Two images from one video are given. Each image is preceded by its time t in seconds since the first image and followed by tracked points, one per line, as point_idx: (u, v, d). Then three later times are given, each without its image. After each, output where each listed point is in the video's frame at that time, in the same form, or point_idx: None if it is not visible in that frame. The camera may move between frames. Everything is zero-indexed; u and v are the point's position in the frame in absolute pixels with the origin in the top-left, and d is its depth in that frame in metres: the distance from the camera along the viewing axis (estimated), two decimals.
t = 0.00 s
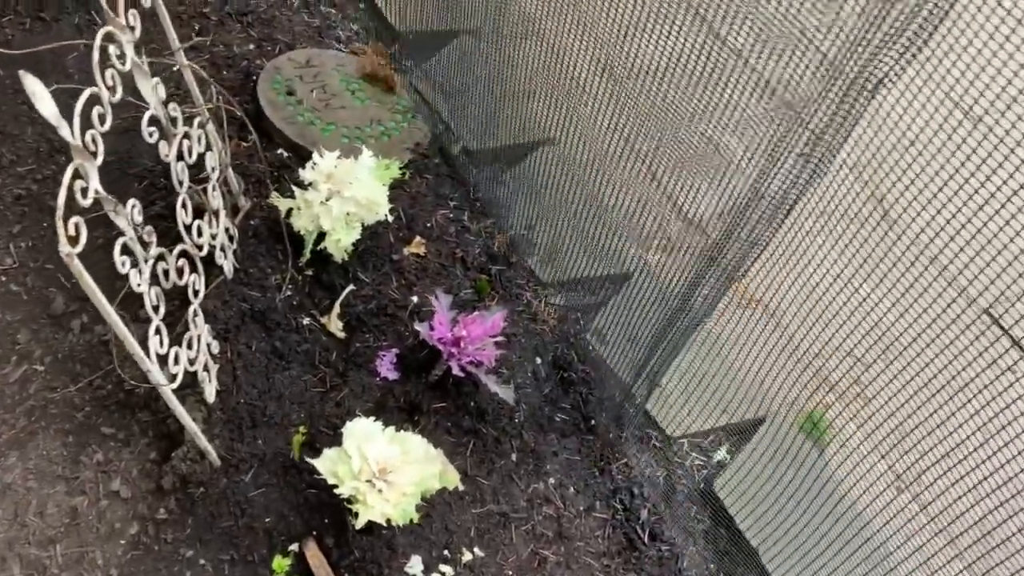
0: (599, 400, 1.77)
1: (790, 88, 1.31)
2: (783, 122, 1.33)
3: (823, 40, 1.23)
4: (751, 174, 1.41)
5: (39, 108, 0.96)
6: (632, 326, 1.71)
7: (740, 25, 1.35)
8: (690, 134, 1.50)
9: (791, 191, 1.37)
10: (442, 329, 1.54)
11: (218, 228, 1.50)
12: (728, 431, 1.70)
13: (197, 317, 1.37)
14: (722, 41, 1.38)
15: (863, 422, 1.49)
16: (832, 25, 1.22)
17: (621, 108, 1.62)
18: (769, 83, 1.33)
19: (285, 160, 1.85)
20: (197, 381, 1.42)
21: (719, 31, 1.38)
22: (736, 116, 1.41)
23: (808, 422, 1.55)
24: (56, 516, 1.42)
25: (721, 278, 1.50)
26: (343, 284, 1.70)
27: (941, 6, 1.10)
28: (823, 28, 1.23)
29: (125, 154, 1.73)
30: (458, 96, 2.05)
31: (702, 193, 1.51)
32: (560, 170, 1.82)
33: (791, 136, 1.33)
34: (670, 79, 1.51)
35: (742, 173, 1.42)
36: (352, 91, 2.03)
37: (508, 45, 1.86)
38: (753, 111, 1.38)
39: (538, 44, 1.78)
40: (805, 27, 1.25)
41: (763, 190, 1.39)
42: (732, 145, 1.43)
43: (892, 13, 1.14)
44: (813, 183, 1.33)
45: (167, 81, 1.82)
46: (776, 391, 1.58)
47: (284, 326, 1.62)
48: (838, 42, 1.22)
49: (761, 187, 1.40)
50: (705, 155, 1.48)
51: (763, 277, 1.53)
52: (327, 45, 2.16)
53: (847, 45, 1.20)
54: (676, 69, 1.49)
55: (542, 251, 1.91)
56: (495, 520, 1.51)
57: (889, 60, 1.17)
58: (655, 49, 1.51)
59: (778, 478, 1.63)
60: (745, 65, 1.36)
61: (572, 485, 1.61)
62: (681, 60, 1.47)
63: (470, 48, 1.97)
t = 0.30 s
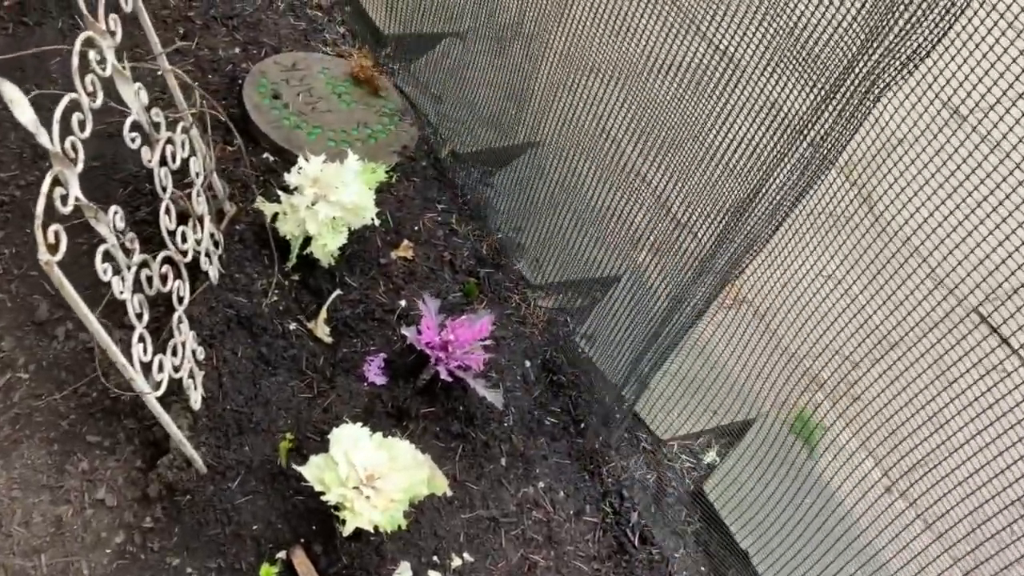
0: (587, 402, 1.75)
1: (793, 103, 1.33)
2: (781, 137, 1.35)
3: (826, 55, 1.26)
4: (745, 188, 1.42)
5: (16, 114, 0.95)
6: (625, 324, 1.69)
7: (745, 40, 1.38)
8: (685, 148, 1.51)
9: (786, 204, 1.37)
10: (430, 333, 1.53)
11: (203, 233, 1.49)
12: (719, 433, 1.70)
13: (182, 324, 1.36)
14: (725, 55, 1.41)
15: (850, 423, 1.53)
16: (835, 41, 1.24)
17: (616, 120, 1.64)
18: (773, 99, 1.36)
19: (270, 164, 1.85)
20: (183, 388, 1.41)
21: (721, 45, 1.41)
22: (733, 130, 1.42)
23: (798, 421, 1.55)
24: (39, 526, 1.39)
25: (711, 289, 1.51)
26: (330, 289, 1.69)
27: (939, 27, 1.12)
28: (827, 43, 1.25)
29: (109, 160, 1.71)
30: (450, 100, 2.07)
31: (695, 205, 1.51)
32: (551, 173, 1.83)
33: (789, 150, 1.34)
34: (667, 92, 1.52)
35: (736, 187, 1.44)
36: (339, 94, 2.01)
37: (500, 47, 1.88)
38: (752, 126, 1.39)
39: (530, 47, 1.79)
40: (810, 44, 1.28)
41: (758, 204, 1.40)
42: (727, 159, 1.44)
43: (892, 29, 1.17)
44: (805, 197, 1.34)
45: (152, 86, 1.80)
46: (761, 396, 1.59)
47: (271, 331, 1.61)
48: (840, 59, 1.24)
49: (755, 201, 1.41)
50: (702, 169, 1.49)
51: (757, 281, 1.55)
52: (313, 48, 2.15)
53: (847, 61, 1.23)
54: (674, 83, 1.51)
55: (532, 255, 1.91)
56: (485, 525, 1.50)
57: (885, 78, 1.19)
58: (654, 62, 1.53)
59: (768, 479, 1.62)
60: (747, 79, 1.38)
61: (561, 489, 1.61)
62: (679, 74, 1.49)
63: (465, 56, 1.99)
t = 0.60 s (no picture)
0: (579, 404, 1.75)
1: (786, 101, 1.33)
2: (777, 135, 1.35)
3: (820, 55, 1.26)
4: (741, 187, 1.41)
5: (2, 118, 0.95)
6: (615, 328, 1.69)
7: (736, 41, 1.37)
8: (683, 149, 1.51)
9: (782, 202, 1.36)
10: (421, 336, 1.53)
11: (192, 238, 1.48)
12: (711, 435, 1.70)
13: (172, 329, 1.35)
14: (717, 57, 1.41)
15: (843, 426, 1.51)
16: (828, 38, 1.24)
17: (612, 119, 1.64)
18: (766, 100, 1.35)
19: (261, 167, 1.84)
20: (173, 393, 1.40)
21: (713, 46, 1.41)
22: (729, 132, 1.42)
23: (790, 423, 1.55)
24: (29, 532, 1.38)
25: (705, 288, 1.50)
26: (321, 292, 1.69)
27: (939, 19, 1.12)
28: (820, 41, 1.26)
29: (99, 164, 1.70)
30: (442, 101, 2.07)
31: (693, 206, 1.51)
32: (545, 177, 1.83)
33: (785, 149, 1.34)
34: (664, 92, 1.52)
35: (732, 186, 1.43)
36: (330, 96, 2.01)
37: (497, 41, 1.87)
38: (748, 126, 1.39)
39: (523, 47, 1.79)
40: (801, 43, 1.29)
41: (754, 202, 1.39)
42: (725, 159, 1.44)
43: (886, 21, 1.17)
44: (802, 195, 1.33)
45: (142, 89, 1.80)
46: (754, 396, 1.59)
47: (262, 335, 1.60)
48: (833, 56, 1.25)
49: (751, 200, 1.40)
50: (700, 167, 1.49)
51: (749, 282, 1.52)
52: (303, 51, 2.15)
53: (844, 57, 1.23)
54: (670, 83, 1.51)
55: (521, 257, 1.91)
56: (477, 528, 1.50)
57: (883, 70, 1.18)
58: (648, 63, 1.53)
59: (759, 480, 1.62)
60: (740, 82, 1.38)
61: (554, 492, 1.61)
62: (675, 74, 1.49)
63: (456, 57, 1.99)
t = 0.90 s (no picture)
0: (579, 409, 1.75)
1: (790, 115, 1.37)
2: (781, 148, 1.39)
3: (823, 71, 1.31)
4: (744, 197, 1.45)
5: (4, 129, 0.95)
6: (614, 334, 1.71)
7: (746, 61, 1.43)
8: (690, 163, 1.56)
9: (784, 210, 1.41)
10: (420, 342, 1.54)
11: (192, 244, 1.49)
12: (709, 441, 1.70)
13: (171, 335, 1.36)
14: (728, 75, 1.47)
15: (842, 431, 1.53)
16: (832, 55, 1.29)
17: (625, 128, 1.69)
18: (773, 115, 1.40)
19: (261, 173, 1.85)
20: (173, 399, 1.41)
21: (725, 65, 1.47)
22: (737, 147, 1.47)
23: (788, 426, 1.58)
24: (30, 538, 1.38)
25: (704, 294, 1.53)
26: (320, 298, 1.70)
27: (938, 35, 1.17)
28: (824, 58, 1.31)
29: (99, 171, 1.71)
30: (444, 108, 2.09)
31: (696, 218, 1.55)
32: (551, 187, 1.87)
33: (787, 161, 1.38)
34: (677, 109, 1.58)
35: (735, 198, 1.47)
36: (329, 103, 2.02)
37: (504, 50, 1.91)
38: (756, 137, 1.43)
39: (534, 58, 1.85)
40: (807, 59, 1.34)
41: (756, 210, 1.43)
42: (730, 173, 1.48)
43: (885, 37, 1.23)
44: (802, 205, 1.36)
45: (142, 97, 1.81)
46: (752, 400, 1.62)
47: (261, 342, 1.60)
48: (836, 71, 1.30)
49: (753, 209, 1.44)
50: (705, 176, 1.53)
51: (751, 288, 1.56)
52: (304, 58, 2.16)
53: (849, 72, 1.28)
54: (683, 99, 1.57)
55: (521, 263, 1.92)
56: (476, 533, 1.50)
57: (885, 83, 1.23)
58: (663, 81, 1.60)
59: (755, 484, 1.63)
60: (750, 98, 1.44)
61: (553, 497, 1.61)
62: (689, 91, 1.55)
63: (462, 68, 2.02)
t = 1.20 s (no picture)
0: (590, 413, 1.76)
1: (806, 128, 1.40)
2: (796, 161, 1.41)
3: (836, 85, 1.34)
4: (758, 209, 1.46)
5: (32, 133, 0.96)
6: (627, 341, 1.72)
7: (763, 75, 1.47)
8: (705, 175, 1.58)
9: (796, 224, 1.38)
10: (433, 345, 1.55)
11: (210, 248, 1.50)
12: (720, 445, 1.71)
13: (189, 336, 1.38)
14: (744, 88, 1.50)
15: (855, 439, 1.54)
16: (845, 68, 1.32)
17: (639, 138, 1.72)
18: (790, 123, 1.41)
19: (277, 178, 1.87)
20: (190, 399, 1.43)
21: (741, 77, 1.51)
22: (754, 161, 1.49)
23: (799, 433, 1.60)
24: (47, 535, 1.37)
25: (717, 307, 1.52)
26: (335, 302, 1.72)
27: (955, 38, 1.18)
28: (836, 71, 1.34)
29: (117, 174, 1.73)
30: (458, 115, 2.11)
31: (713, 228, 1.56)
32: (563, 196, 1.89)
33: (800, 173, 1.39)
34: (692, 120, 1.61)
35: (751, 210, 1.49)
36: (344, 109, 2.04)
37: (524, 59, 1.95)
38: (776, 146, 1.45)
39: (551, 68, 1.89)
40: (821, 73, 1.37)
41: (767, 221, 1.42)
42: (747, 186, 1.50)
43: (904, 42, 1.24)
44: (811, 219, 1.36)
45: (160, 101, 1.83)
46: (763, 405, 1.64)
47: (277, 344, 1.62)
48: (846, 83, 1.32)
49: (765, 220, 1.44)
50: (723, 184, 1.55)
51: (767, 298, 1.56)
52: (319, 63, 2.18)
53: (859, 82, 1.30)
54: (699, 111, 1.59)
55: (531, 267, 1.93)
56: (488, 535, 1.52)
57: (892, 90, 1.24)
58: (679, 91, 1.62)
59: (767, 490, 1.63)
60: (765, 112, 1.46)
61: (564, 500, 1.62)
62: (704, 103, 1.58)
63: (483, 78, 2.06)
